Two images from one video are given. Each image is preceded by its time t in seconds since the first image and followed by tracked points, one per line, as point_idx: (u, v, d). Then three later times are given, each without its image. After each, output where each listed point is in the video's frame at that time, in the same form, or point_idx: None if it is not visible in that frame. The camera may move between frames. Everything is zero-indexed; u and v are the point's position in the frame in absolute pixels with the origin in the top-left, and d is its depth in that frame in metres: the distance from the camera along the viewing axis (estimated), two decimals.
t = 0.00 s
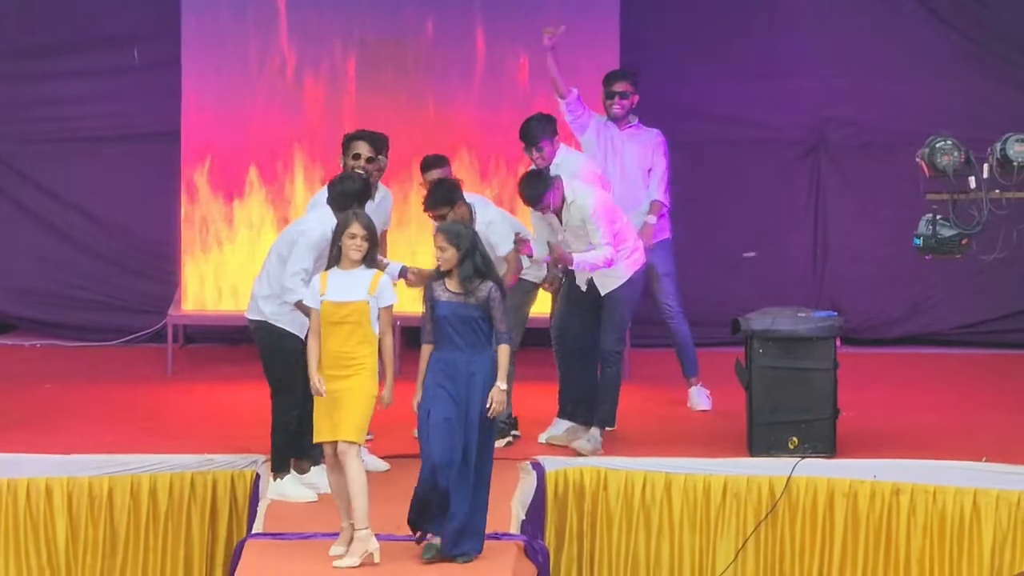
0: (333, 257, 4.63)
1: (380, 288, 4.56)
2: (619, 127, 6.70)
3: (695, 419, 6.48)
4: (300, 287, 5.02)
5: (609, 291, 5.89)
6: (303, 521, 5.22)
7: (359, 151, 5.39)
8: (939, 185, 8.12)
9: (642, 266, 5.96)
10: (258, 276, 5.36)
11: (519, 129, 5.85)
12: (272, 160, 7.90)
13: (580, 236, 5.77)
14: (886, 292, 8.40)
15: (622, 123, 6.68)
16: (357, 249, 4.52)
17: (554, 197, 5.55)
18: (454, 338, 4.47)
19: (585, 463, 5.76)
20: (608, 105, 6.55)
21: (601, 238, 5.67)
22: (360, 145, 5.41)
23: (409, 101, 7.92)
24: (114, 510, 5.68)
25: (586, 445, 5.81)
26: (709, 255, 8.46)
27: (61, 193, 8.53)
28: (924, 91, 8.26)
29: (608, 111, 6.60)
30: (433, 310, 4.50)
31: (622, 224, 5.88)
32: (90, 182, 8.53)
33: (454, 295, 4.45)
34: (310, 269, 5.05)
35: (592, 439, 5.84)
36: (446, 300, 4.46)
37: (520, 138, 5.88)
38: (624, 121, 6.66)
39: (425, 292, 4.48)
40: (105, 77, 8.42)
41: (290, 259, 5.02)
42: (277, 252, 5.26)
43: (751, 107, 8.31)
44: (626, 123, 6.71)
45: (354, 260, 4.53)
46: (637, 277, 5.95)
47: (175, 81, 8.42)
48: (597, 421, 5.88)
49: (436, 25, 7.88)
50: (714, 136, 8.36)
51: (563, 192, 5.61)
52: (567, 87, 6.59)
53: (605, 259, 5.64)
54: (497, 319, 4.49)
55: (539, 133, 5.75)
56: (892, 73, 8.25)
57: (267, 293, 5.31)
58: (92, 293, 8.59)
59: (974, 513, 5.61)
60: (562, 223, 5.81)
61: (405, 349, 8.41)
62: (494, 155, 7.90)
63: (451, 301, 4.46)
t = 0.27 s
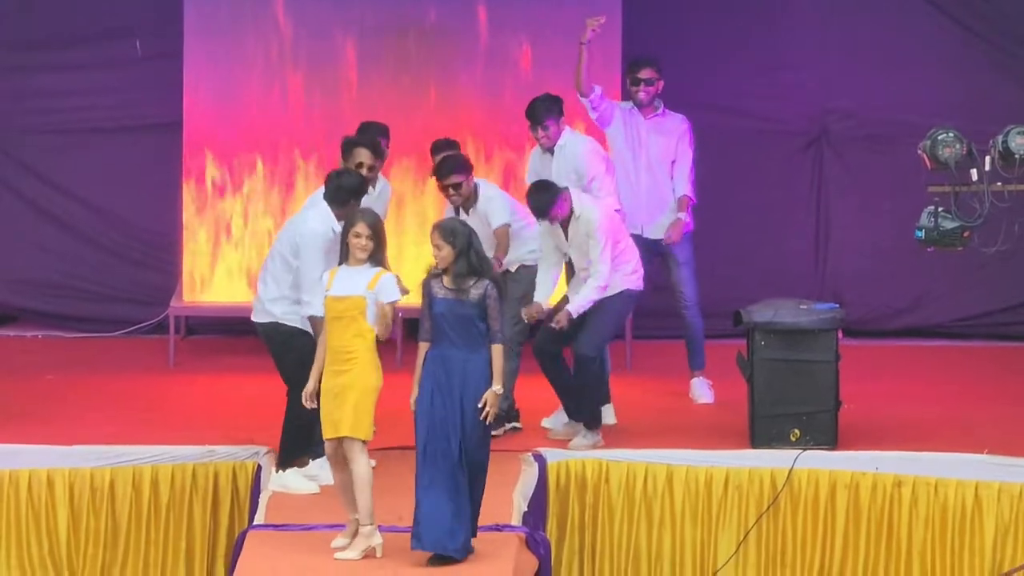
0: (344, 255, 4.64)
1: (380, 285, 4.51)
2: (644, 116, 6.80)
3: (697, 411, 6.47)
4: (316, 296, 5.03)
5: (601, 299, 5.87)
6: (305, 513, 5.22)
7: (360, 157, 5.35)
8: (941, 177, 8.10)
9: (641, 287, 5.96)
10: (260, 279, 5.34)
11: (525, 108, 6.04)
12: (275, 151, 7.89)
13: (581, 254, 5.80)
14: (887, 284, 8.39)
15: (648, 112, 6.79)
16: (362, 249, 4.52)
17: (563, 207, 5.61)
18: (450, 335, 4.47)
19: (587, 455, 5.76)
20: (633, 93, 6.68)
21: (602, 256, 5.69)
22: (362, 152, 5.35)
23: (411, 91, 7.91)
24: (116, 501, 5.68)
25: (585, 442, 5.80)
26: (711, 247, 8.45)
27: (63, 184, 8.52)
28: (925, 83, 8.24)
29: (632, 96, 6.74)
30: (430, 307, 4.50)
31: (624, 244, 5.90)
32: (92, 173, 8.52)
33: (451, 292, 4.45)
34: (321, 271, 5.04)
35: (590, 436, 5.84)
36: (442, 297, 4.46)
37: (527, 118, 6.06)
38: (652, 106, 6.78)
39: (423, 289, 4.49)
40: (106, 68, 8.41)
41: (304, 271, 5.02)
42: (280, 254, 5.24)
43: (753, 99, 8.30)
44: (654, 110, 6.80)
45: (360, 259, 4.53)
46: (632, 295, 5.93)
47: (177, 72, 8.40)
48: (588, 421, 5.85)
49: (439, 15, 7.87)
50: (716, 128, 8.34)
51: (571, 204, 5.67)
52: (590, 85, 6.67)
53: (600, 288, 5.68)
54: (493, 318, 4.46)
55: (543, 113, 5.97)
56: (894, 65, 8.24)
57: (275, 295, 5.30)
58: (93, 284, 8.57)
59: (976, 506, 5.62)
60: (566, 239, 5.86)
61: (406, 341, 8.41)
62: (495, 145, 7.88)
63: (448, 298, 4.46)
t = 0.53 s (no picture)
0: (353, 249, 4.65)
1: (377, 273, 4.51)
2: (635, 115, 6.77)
3: (700, 400, 6.47)
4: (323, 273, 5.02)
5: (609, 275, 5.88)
6: (308, 502, 5.23)
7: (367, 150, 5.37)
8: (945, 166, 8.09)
9: (646, 258, 5.94)
10: (269, 262, 5.36)
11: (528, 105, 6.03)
12: (277, 140, 7.88)
13: (584, 224, 5.81)
14: (890, 273, 8.38)
15: (638, 110, 6.75)
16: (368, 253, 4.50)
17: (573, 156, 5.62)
18: (449, 325, 4.48)
19: (590, 444, 5.77)
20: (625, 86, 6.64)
21: (603, 228, 5.72)
22: (370, 144, 5.37)
23: (415, 79, 7.89)
24: (119, 489, 5.69)
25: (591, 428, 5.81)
26: (715, 235, 8.42)
27: (68, 172, 8.52)
28: (929, 72, 8.23)
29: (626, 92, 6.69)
30: (431, 297, 4.51)
31: (626, 213, 5.89)
32: (96, 161, 8.51)
33: (450, 282, 4.46)
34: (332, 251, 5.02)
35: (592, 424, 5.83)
36: (441, 287, 4.47)
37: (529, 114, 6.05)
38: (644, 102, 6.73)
39: (423, 279, 4.50)
40: (109, 57, 8.40)
41: (312, 247, 5.02)
42: (291, 237, 5.25)
43: (756, 88, 8.28)
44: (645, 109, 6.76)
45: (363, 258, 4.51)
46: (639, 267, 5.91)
47: (180, 61, 8.39)
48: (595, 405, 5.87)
49: (442, 3, 7.86)
50: (719, 116, 8.33)
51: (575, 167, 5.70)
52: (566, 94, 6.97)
53: (603, 254, 5.70)
54: (491, 306, 4.46)
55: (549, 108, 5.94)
56: (898, 53, 8.22)
57: (285, 277, 5.31)
58: (97, 273, 8.57)
59: (979, 494, 5.62)
60: (567, 211, 5.88)
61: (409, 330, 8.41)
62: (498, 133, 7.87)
63: (448, 288, 4.46)
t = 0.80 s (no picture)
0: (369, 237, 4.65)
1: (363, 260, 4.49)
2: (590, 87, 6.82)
3: (703, 387, 6.46)
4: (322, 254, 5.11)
5: (619, 256, 5.90)
6: (311, 487, 5.23)
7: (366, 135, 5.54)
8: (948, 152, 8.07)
9: (652, 237, 5.99)
10: (271, 249, 5.34)
11: (539, 88, 6.04)
12: (279, 126, 7.86)
13: (586, 207, 5.81)
14: (894, 259, 8.36)
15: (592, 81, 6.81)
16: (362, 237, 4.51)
17: (575, 141, 5.63)
18: (454, 312, 4.49)
19: (595, 430, 5.77)
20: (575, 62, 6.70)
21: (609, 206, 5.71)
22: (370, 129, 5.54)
23: (419, 65, 7.88)
24: (122, 474, 5.68)
25: (600, 411, 5.82)
26: (718, 221, 8.40)
27: (71, 157, 8.49)
28: (932, 58, 8.20)
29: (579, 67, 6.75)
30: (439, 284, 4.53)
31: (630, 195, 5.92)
32: (99, 146, 8.49)
33: (455, 270, 4.46)
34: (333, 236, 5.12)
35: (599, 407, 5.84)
36: (447, 274, 4.48)
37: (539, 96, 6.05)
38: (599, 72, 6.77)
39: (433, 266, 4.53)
40: (110, 42, 8.37)
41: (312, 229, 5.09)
42: (291, 223, 5.28)
43: (760, 74, 8.25)
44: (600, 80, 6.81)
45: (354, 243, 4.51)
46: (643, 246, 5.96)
47: (182, 46, 8.37)
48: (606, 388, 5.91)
49: None
50: (722, 102, 8.30)
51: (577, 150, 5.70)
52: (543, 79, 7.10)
53: (612, 232, 5.68)
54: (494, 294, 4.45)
55: (558, 91, 5.92)
56: (902, 40, 8.19)
57: (287, 261, 5.31)
58: (99, 258, 8.55)
59: (982, 480, 5.63)
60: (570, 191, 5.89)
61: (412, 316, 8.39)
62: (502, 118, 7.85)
63: (452, 276, 4.47)
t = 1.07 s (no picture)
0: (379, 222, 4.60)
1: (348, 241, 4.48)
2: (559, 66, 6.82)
3: (705, 371, 6.45)
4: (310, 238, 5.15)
5: (603, 253, 5.86)
6: (312, 471, 5.23)
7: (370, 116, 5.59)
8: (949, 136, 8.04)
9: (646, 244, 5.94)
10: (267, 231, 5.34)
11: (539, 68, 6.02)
12: (280, 109, 7.83)
13: (593, 191, 5.81)
14: (895, 243, 8.33)
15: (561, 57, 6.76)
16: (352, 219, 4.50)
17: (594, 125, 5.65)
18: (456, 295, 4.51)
19: (595, 414, 5.77)
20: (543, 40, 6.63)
21: (614, 195, 5.73)
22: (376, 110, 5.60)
23: (424, 48, 7.84)
24: (124, 458, 5.68)
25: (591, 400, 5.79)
26: (719, 206, 8.38)
27: (73, 141, 8.46)
28: (934, 41, 8.16)
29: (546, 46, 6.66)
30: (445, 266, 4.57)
31: (637, 194, 5.91)
32: (101, 130, 8.45)
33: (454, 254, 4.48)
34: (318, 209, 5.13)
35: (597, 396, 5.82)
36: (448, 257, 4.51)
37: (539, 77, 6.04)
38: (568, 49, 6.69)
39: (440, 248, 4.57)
40: (111, 26, 8.34)
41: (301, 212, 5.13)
42: (283, 204, 5.28)
43: (762, 58, 8.23)
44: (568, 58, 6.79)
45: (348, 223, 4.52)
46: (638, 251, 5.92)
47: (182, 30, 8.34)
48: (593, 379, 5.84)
49: None
50: (723, 86, 8.28)
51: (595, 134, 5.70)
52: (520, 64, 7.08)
53: (608, 225, 5.72)
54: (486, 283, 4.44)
55: (557, 71, 5.93)
56: (905, 24, 8.15)
57: (280, 242, 5.31)
58: (101, 242, 8.53)
59: (983, 464, 5.63)
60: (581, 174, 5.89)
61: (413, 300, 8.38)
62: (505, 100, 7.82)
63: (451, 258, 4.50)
